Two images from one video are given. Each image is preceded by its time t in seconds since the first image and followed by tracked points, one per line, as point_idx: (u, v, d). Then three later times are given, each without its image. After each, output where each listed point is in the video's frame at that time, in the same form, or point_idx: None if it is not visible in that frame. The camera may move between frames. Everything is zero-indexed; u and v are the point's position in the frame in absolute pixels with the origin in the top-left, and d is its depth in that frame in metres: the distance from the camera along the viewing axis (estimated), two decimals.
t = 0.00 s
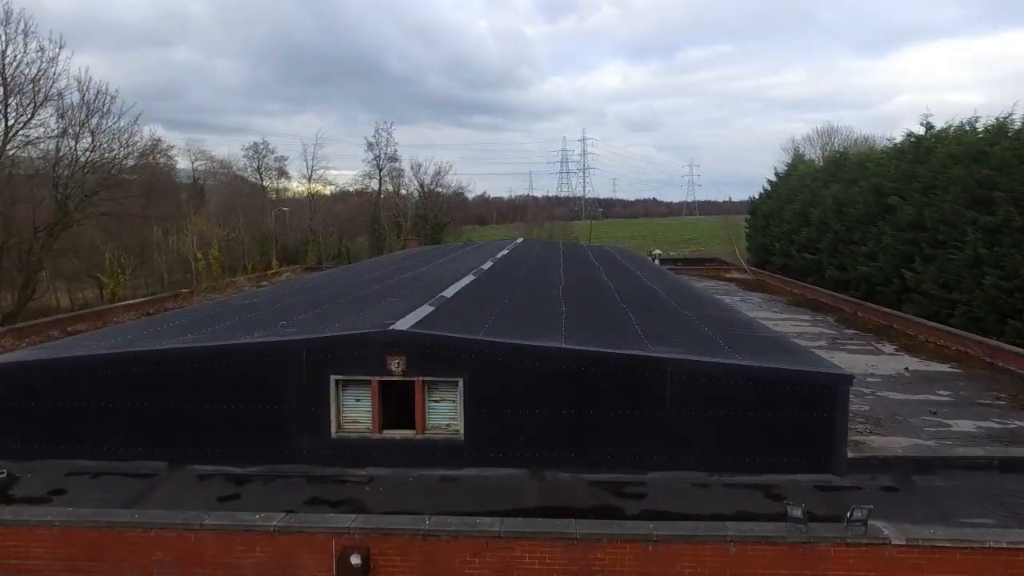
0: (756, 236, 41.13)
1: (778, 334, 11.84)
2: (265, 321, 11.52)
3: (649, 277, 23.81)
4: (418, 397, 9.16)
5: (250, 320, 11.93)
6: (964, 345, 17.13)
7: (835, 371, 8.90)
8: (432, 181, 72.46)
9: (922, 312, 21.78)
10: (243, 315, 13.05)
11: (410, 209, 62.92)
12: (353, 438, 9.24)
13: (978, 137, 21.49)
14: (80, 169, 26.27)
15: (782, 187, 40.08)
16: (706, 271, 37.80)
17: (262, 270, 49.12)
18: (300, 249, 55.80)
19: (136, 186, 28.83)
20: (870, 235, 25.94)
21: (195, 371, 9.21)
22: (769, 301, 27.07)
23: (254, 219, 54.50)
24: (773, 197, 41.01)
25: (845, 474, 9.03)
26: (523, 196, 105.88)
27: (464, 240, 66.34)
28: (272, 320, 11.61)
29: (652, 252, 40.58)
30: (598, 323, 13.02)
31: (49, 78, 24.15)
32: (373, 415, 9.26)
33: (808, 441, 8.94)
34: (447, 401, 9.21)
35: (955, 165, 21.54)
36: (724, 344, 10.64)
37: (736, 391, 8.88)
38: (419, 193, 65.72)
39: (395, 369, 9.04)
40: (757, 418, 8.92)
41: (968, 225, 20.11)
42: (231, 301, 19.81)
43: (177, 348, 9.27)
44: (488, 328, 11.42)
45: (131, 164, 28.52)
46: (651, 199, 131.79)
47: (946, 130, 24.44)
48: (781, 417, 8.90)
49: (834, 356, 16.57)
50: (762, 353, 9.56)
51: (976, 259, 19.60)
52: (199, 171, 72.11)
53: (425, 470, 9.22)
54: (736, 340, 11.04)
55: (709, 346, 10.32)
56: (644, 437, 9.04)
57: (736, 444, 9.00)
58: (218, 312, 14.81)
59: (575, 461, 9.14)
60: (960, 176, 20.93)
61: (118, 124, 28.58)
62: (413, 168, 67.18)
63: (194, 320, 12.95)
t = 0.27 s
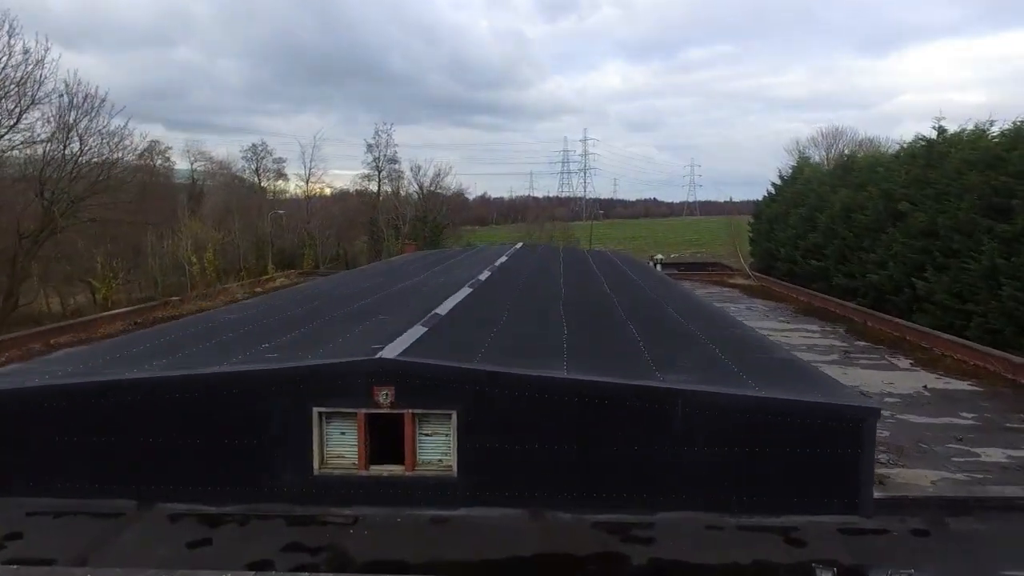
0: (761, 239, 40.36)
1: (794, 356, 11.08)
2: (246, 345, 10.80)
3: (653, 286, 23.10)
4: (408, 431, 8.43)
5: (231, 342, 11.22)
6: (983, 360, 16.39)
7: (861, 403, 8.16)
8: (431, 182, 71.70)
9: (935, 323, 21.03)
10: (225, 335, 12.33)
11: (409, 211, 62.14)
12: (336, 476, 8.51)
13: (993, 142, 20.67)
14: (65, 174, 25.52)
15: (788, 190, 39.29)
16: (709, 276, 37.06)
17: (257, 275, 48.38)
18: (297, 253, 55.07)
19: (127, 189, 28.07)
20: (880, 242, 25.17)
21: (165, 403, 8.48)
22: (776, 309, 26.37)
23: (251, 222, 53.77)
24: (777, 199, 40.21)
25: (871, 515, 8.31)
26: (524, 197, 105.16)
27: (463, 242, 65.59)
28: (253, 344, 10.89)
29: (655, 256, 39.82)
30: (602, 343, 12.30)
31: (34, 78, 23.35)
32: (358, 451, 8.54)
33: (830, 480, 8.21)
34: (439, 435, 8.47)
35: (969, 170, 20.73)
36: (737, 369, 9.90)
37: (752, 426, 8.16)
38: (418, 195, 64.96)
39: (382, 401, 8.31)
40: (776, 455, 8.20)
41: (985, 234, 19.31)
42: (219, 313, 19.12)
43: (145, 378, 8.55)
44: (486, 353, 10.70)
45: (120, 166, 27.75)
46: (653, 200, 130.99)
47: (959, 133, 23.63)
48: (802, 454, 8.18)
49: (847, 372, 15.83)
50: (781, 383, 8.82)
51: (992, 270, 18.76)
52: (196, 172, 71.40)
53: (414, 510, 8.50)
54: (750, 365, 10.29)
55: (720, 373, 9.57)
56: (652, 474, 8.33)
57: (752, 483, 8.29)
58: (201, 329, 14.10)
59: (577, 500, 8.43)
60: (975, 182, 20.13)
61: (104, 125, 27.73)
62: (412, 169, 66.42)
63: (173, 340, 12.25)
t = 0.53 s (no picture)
0: (765, 242, 39.65)
1: (810, 378, 10.31)
2: (223, 368, 10.05)
3: (655, 294, 22.37)
4: (396, 471, 7.70)
5: (208, 364, 10.48)
6: (1003, 377, 15.59)
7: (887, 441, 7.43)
8: (430, 183, 70.97)
9: (948, 334, 20.28)
10: (204, 355, 11.60)
11: (407, 213, 61.43)
12: (317, 518, 7.80)
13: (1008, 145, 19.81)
14: (46, 180, 25.17)
15: (792, 190, 38.58)
16: (713, 282, 36.31)
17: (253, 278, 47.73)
18: (294, 256, 54.44)
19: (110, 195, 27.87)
20: (890, 248, 24.40)
21: (129, 440, 7.73)
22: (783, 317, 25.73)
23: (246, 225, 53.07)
24: (782, 200, 39.52)
25: (902, 564, 7.55)
26: (524, 198, 104.31)
27: (462, 244, 64.89)
28: (230, 366, 10.14)
29: (657, 259, 39.16)
30: (602, 356, 11.54)
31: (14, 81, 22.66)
32: (342, 491, 7.81)
33: (857, 525, 7.46)
34: (430, 473, 7.75)
35: (983, 175, 19.90)
36: (750, 397, 9.09)
37: (767, 466, 7.43)
38: (416, 196, 64.15)
39: (368, 439, 7.58)
40: (798, 497, 7.46)
41: (1002, 242, 18.48)
42: (206, 325, 18.41)
43: (108, 412, 7.79)
44: (481, 373, 9.95)
45: (104, 171, 27.57)
46: (653, 199, 130.41)
47: (971, 136, 22.78)
48: (826, 497, 7.44)
49: (861, 391, 15.05)
50: (804, 419, 8.08)
51: (1010, 280, 17.94)
52: (193, 173, 70.73)
53: (401, 556, 7.77)
54: (763, 390, 9.50)
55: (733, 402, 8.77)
56: (661, 519, 7.61)
57: (773, 527, 7.56)
58: (183, 345, 13.38)
59: (582, 546, 7.69)
60: (989, 188, 19.30)
61: (90, 129, 27.62)
62: (410, 171, 65.59)
63: (149, 361, 11.53)
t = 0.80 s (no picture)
0: (769, 247, 38.83)
1: (835, 417, 9.35)
2: (191, 397, 9.14)
3: (660, 304, 21.47)
4: (378, 528, 6.22)
5: (177, 392, 9.58)
6: None
7: (933, 495, 5.96)
8: (428, 185, 70.24)
9: (968, 348, 19.34)
10: (178, 381, 10.70)
11: (405, 216, 60.66)
12: None
13: None
14: (29, 188, 24.93)
15: (797, 195, 37.80)
16: (718, 288, 35.48)
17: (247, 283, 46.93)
18: (290, 260, 53.65)
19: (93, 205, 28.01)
20: (903, 256, 23.51)
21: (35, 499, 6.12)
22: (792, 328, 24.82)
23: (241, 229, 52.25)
24: (786, 205, 38.74)
25: None
26: (525, 198, 103.61)
27: (461, 248, 64.15)
28: (199, 395, 9.23)
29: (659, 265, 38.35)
30: (606, 383, 10.62)
31: None
32: (314, 553, 6.27)
33: None
34: (415, 530, 6.32)
35: (1002, 182, 18.98)
36: (771, 442, 8.12)
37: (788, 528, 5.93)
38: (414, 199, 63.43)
39: (346, 492, 6.06)
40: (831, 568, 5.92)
41: None
42: (191, 340, 17.60)
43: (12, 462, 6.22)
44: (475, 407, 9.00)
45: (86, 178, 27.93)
46: (653, 201, 129.71)
47: (988, 140, 21.85)
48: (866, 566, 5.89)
49: (882, 414, 14.15)
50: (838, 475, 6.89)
51: None
52: (191, 175, 70.18)
53: None
54: (786, 433, 8.56)
55: (754, 447, 7.81)
56: None
57: None
58: (159, 366, 12.50)
59: None
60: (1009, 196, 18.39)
61: (75, 140, 27.86)
62: (409, 172, 64.80)
63: (116, 386, 10.64)
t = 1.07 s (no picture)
0: (773, 246, 38.09)
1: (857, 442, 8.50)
2: (159, 426, 8.39)
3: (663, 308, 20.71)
4: None
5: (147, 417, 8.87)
6: None
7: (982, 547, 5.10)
8: (426, 181, 69.43)
9: (984, 356, 18.57)
10: (151, 402, 9.95)
11: (402, 212, 59.86)
12: None
13: None
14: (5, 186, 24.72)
15: (801, 192, 37.01)
16: (721, 288, 34.76)
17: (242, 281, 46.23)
18: (285, 258, 52.94)
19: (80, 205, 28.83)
20: (914, 258, 22.77)
21: None
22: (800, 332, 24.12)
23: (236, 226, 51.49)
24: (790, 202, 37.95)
25: None
26: (525, 192, 102.64)
27: (459, 245, 63.38)
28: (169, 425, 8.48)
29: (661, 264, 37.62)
30: (608, 405, 9.83)
31: None
32: None
33: None
34: None
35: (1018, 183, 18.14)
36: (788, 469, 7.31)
37: None
38: (411, 195, 62.63)
39: (316, 546, 5.21)
40: None
41: None
42: (178, 349, 16.86)
43: None
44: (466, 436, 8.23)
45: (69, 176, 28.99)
46: (653, 195, 128.87)
47: (1001, 137, 20.96)
48: None
49: (900, 433, 13.43)
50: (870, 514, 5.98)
51: None
52: (187, 171, 69.38)
53: None
54: (802, 457, 7.71)
55: (773, 479, 6.96)
56: None
57: None
58: (137, 380, 11.74)
59: None
60: None
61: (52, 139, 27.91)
62: (406, 168, 64.00)
63: (86, 407, 9.89)
